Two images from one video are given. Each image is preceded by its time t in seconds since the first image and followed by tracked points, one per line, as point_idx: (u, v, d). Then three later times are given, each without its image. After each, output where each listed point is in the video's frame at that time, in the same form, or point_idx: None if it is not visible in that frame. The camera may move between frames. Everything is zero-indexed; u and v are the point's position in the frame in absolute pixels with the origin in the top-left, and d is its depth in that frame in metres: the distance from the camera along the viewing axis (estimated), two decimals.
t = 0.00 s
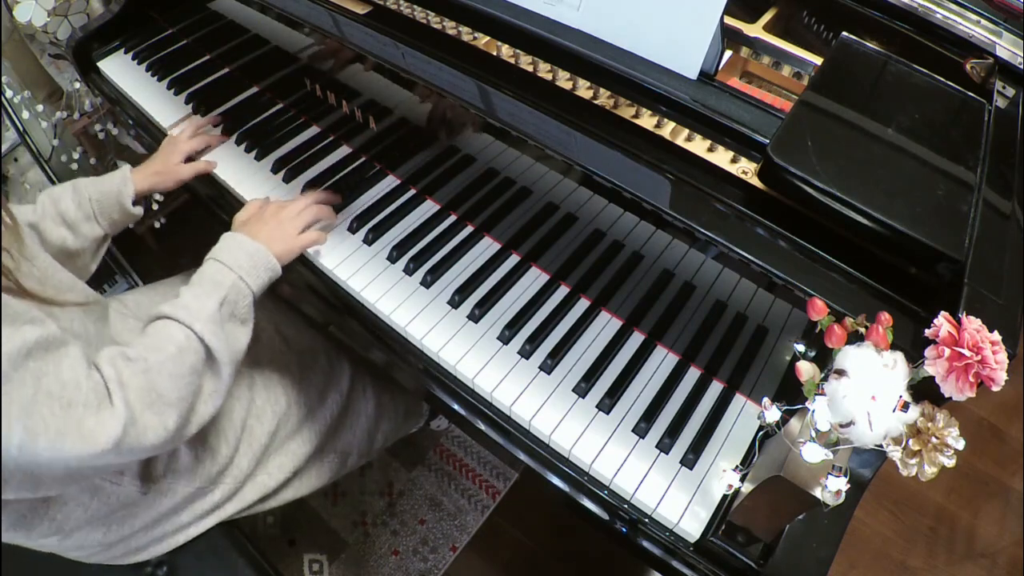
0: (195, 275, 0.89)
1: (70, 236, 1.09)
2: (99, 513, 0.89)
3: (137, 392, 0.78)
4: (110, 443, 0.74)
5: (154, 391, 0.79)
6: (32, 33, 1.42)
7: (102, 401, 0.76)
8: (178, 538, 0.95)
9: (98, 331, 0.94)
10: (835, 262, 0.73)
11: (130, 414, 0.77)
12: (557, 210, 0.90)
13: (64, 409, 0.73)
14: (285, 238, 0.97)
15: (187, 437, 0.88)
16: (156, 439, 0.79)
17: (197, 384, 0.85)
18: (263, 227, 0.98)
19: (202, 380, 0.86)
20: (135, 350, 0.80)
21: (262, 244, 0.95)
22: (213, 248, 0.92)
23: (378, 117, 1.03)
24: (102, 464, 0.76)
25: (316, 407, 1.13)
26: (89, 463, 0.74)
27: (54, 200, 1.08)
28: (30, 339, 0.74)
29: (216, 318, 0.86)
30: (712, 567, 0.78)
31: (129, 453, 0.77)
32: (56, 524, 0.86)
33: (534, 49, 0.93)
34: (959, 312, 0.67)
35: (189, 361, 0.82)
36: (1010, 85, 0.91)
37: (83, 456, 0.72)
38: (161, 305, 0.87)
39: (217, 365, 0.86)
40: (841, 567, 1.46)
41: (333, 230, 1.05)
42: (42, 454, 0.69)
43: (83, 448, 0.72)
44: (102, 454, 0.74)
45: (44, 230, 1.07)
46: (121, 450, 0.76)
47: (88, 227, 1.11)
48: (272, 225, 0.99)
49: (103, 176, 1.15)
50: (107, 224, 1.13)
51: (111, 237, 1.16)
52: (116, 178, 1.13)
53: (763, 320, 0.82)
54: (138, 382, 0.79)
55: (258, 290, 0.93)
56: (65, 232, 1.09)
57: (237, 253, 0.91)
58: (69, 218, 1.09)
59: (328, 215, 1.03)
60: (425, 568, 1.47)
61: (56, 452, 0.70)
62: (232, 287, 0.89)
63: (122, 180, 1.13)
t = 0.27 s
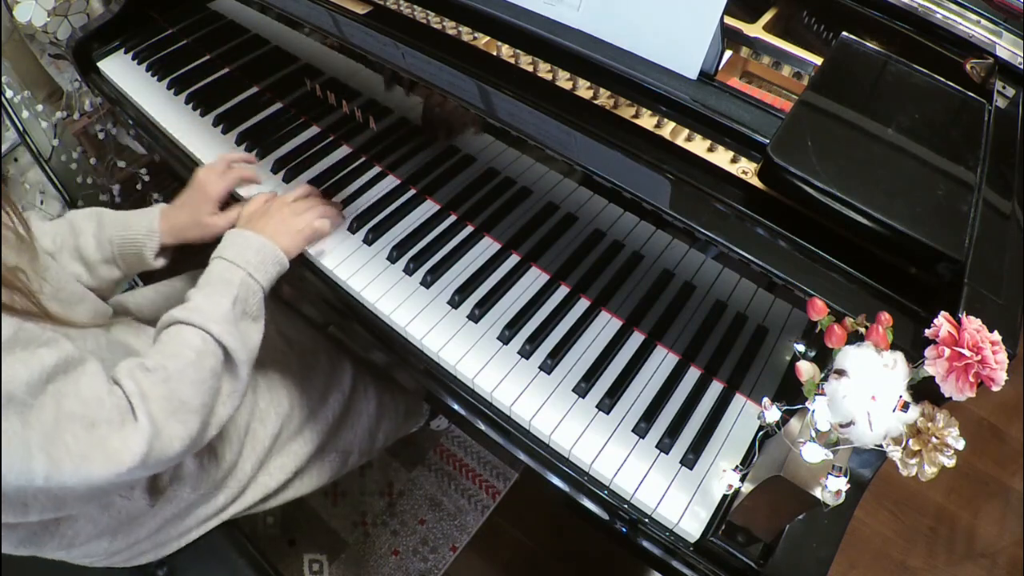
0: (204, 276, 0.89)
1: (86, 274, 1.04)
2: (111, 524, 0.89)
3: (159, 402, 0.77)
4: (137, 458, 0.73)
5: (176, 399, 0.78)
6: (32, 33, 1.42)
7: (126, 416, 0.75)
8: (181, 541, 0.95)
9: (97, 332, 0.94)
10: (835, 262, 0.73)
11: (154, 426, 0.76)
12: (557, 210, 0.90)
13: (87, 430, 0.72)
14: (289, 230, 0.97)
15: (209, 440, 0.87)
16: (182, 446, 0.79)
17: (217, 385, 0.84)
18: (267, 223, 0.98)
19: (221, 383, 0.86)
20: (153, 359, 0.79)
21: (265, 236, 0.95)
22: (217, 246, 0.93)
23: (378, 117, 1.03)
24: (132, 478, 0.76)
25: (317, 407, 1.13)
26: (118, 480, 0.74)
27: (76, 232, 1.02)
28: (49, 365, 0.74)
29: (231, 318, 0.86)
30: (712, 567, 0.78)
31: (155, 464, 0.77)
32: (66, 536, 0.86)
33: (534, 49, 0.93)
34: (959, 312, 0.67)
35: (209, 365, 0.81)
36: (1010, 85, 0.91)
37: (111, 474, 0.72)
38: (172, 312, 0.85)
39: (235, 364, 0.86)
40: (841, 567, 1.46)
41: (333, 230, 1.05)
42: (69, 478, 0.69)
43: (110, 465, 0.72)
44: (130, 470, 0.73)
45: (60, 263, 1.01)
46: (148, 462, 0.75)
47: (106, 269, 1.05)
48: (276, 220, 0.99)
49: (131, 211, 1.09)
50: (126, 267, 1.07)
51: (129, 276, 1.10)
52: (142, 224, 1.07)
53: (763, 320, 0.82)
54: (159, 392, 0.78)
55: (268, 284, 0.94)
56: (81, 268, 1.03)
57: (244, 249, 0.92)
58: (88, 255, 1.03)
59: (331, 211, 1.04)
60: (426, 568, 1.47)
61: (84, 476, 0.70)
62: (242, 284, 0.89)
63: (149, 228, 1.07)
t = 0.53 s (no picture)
0: (214, 271, 0.89)
1: (103, 261, 1.03)
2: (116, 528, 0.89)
3: (175, 402, 0.78)
4: (154, 460, 0.74)
5: (192, 398, 0.79)
6: (32, 33, 1.42)
7: (142, 418, 0.75)
8: (182, 541, 0.95)
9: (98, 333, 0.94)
10: (835, 262, 0.73)
11: (170, 426, 0.76)
12: (558, 210, 0.90)
13: (103, 436, 0.72)
14: (297, 225, 0.98)
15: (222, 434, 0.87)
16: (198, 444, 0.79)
17: (230, 382, 0.84)
18: (275, 218, 0.98)
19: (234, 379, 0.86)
20: (168, 359, 0.80)
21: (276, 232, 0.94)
22: (227, 241, 0.92)
23: (378, 117, 1.03)
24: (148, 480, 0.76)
25: (317, 408, 1.13)
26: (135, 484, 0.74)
27: (94, 220, 1.01)
28: (61, 374, 0.73)
29: (245, 314, 0.85)
30: (712, 567, 0.78)
31: (172, 463, 0.77)
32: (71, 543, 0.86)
33: (534, 49, 0.93)
34: (959, 312, 0.67)
35: (224, 361, 0.82)
36: (1010, 85, 0.91)
37: (128, 479, 0.72)
38: (183, 309, 0.85)
39: (249, 360, 0.86)
40: (841, 567, 1.46)
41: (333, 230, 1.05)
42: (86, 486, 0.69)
43: (129, 469, 0.72)
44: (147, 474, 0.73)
45: (77, 251, 1.01)
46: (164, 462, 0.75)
47: (123, 257, 1.04)
48: (284, 215, 0.99)
49: (158, 197, 1.06)
50: (144, 257, 1.05)
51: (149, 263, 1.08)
52: (163, 215, 1.03)
53: (763, 320, 0.82)
54: (175, 391, 0.78)
55: (278, 279, 0.93)
56: (99, 256, 1.03)
57: (256, 245, 0.91)
58: (106, 244, 1.02)
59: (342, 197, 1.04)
60: (426, 568, 1.47)
61: (101, 483, 0.70)
62: (254, 280, 0.89)
63: (169, 220, 1.03)
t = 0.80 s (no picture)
0: (196, 270, 0.86)
1: (107, 253, 0.99)
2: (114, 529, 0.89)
3: (160, 413, 0.77)
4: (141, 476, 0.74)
5: (178, 409, 0.78)
6: (32, 33, 1.42)
7: (130, 431, 0.75)
8: (182, 542, 0.95)
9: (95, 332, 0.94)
10: (835, 262, 0.73)
11: (157, 440, 0.76)
12: (558, 210, 0.90)
13: (91, 450, 0.73)
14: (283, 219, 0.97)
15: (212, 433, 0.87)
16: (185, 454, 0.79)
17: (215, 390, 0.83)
18: (262, 210, 0.97)
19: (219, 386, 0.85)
20: (151, 369, 0.78)
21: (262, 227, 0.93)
22: (207, 237, 0.89)
23: (378, 117, 1.03)
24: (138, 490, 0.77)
25: (317, 408, 1.13)
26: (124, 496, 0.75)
27: (98, 211, 0.98)
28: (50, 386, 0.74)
29: (228, 320, 0.83)
30: (713, 567, 0.78)
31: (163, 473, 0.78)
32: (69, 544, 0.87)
33: (534, 49, 0.93)
34: (959, 312, 0.67)
35: (208, 371, 0.80)
36: (1010, 85, 0.91)
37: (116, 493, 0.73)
38: (166, 313, 0.83)
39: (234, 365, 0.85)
40: (841, 567, 1.46)
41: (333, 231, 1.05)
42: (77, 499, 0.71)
43: (120, 483, 0.73)
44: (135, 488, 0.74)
45: (79, 243, 0.97)
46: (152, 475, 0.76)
47: (128, 249, 1.00)
48: (272, 207, 0.98)
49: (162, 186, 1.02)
50: (149, 248, 1.01)
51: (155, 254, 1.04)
52: (169, 203, 0.99)
53: (763, 320, 0.82)
54: (160, 403, 0.77)
55: (263, 274, 0.90)
56: (102, 248, 0.99)
57: (237, 242, 0.88)
58: (110, 236, 0.98)
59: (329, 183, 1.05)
60: (426, 568, 1.47)
61: (90, 496, 0.72)
62: (237, 281, 0.85)
63: (178, 201, 1.00)
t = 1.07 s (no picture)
0: (189, 284, 0.86)
1: (95, 267, 1.00)
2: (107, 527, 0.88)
3: (143, 418, 0.77)
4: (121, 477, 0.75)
5: (160, 416, 0.78)
6: (32, 33, 1.42)
7: (110, 433, 0.75)
8: (182, 542, 0.95)
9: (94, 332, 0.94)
10: (835, 262, 0.73)
11: (138, 444, 0.76)
12: (558, 210, 0.90)
13: (71, 448, 0.73)
14: (279, 242, 0.96)
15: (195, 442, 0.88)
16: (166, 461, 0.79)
17: (200, 399, 0.84)
18: (258, 230, 0.96)
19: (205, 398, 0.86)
20: (138, 374, 0.78)
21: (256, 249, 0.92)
22: (203, 255, 0.89)
23: (378, 117, 1.03)
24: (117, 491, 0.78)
25: (317, 408, 1.13)
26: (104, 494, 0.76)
27: (89, 225, 0.98)
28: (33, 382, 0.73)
29: (217, 333, 0.83)
30: (712, 567, 0.78)
31: (141, 477, 0.78)
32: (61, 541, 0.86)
33: (534, 49, 0.93)
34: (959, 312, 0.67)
35: (194, 380, 0.81)
36: (1011, 85, 0.91)
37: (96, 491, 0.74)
38: (157, 324, 0.83)
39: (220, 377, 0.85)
40: (841, 567, 1.46)
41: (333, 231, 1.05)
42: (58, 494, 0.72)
43: (98, 483, 0.73)
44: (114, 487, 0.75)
45: (70, 254, 0.98)
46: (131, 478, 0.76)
47: (116, 265, 1.00)
48: (268, 228, 0.97)
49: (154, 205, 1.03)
50: (137, 266, 1.01)
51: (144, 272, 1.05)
52: (157, 224, 0.99)
53: (764, 320, 0.82)
54: (144, 408, 0.77)
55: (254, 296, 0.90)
56: (91, 261, 0.99)
57: (231, 260, 0.88)
58: (99, 251, 0.98)
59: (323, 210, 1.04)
60: (426, 568, 1.47)
61: (69, 492, 0.72)
62: (228, 298, 0.86)
63: (163, 229, 0.99)
